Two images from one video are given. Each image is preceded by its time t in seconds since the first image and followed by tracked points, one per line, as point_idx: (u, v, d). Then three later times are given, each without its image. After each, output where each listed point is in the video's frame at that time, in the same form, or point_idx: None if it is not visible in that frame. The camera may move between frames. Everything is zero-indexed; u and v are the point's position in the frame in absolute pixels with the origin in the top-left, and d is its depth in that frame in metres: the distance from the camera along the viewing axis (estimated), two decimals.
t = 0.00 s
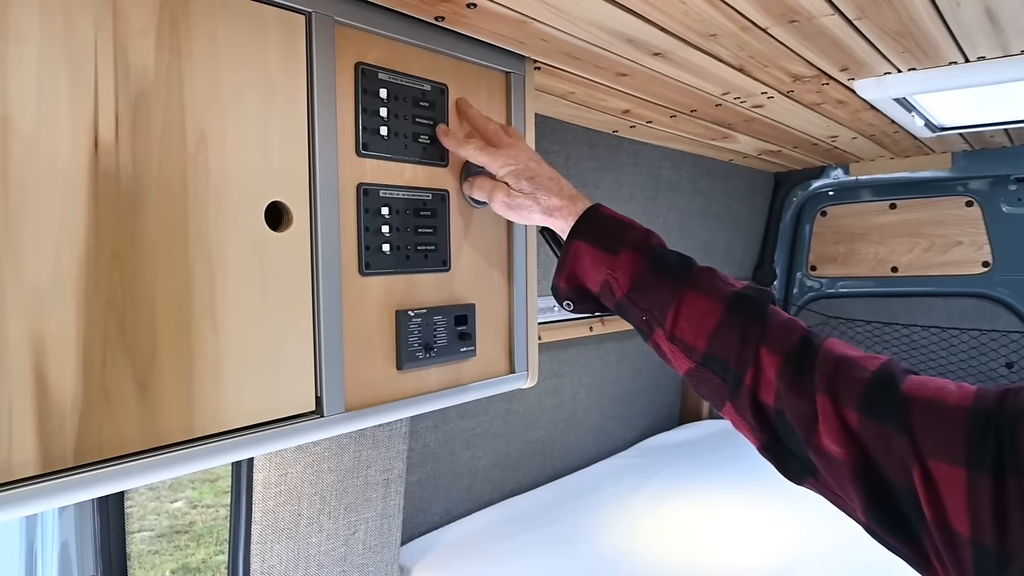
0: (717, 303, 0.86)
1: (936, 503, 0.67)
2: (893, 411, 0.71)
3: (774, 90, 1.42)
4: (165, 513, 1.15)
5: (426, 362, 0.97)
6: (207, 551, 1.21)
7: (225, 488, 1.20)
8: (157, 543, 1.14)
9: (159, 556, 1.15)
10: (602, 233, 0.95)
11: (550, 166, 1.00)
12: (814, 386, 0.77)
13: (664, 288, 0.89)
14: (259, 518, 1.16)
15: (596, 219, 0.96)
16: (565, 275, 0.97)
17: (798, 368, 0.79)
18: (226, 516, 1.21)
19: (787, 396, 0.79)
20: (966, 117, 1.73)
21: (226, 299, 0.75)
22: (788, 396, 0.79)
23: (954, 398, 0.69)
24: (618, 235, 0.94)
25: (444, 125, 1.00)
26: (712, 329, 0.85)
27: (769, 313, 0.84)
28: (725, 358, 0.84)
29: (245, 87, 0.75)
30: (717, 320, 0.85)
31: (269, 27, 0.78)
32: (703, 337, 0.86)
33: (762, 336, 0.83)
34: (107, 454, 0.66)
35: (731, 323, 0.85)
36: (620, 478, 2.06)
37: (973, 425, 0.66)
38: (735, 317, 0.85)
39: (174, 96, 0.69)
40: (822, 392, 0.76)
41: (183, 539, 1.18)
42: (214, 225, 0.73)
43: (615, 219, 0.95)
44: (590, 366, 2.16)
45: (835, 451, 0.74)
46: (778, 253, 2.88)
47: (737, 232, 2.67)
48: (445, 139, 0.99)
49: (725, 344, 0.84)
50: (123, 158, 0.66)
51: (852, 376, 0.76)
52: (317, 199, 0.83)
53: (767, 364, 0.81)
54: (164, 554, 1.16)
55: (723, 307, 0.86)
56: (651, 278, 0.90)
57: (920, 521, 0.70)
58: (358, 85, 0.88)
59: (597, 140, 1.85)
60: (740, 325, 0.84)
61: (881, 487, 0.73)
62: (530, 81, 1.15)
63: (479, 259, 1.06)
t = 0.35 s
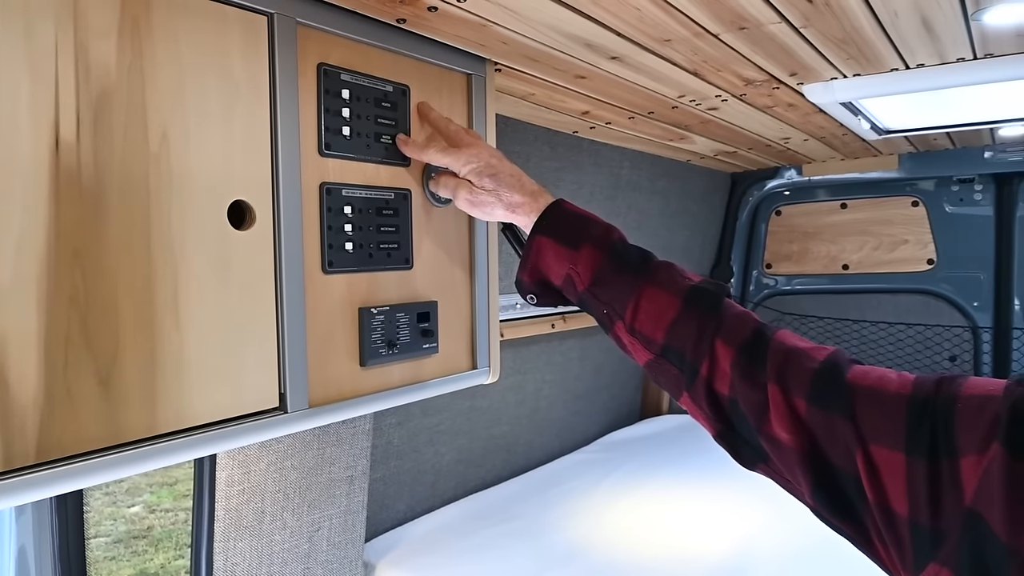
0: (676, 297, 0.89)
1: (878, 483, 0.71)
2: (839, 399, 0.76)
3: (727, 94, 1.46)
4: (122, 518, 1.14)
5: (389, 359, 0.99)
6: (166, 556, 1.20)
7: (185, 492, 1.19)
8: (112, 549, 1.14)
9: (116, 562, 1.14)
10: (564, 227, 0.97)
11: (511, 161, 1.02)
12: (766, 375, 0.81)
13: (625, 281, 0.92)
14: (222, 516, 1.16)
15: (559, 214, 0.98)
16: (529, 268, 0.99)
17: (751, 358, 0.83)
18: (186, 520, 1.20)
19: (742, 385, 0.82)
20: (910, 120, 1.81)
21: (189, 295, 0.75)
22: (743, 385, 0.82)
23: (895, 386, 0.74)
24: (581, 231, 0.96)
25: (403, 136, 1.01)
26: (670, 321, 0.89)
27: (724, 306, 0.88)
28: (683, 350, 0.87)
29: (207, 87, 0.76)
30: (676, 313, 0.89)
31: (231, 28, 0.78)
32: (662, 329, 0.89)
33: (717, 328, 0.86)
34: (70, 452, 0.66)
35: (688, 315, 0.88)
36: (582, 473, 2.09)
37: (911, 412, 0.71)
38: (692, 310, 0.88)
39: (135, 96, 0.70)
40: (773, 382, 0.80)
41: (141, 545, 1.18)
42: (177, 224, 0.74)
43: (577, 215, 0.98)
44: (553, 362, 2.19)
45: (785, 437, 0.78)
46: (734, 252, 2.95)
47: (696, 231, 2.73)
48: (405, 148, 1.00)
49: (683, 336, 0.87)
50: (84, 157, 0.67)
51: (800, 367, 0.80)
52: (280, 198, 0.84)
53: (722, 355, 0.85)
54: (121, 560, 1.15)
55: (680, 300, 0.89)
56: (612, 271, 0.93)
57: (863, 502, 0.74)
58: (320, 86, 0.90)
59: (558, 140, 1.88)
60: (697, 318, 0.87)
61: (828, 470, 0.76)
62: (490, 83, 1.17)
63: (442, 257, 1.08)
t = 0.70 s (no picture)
0: (643, 298, 0.92)
1: (837, 475, 0.74)
2: (799, 395, 0.79)
3: (694, 95, 1.50)
4: (87, 522, 1.12)
5: (363, 356, 1.00)
6: (133, 560, 1.19)
7: (152, 495, 1.18)
8: (77, 553, 1.12)
9: (81, 567, 1.13)
10: (533, 232, 0.99)
11: (481, 169, 1.04)
12: (729, 373, 0.84)
13: (593, 284, 0.94)
14: (194, 515, 1.15)
15: (527, 219, 1.00)
16: (498, 273, 1.02)
17: (715, 357, 0.86)
18: (153, 523, 1.20)
19: (707, 383, 0.85)
20: (870, 122, 1.86)
21: (162, 293, 0.75)
22: (708, 383, 0.85)
23: (851, 382, 0.77)
24: (549, 235, 0.98)
25: (377, 135, 1.02)
26: (637, 322, 0.91)
27: (689, 307, 0.91)
28: (650, 350, 0.90)
29: (179, 86, 0.76)
30: (642, 314, 0.91)
31: (203, 27, 0.79)
32: (629, 331, 0.91)
33: (682, 328, 0.89)
34: (41, 450, 0.66)
35: (654, 316, 0.90)
36: (554, 469, 2.12)
37: (866, 406, 0.74)
38: (658, 311, 0.91)
39: (106, 95, 0.70)
40: (736, 378, 0.83)
41: (106, 549, 1.16)
42: (149, 222, 0.74)
43: (546, 219, 1.00)
44: (525, 360, 2.21)
45: (747, 432, 0.81)
46: (703, 250, 2.99)
47: (665, 229, 2.77)
48: (377, 149, 1.01)
49: (649, 337, 0.90)
50: (55, 155, 0.67)
51: (762, 364, 0.83)
52: (253, 197, 0.85)
53: (688, 354, 0.87)
54: (86, 564, 1.13)
55: (647, 302, 0.92)
56: (580, 275, 0.95)
57: (823, 493, 0.77)
58: (293, 86, 0.90)
59: (529, 139, 1.89)
60: (662, 319, 0.90)
61: (791, 464, 0.79)
62: (462, 83, 1.18)
63: (414, 256, 1.09)
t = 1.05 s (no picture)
0: (615, 304, 0.95)
1: (804, 472, 0.78)
2: (766, 396, 0.82)
3: (667, 98, 1.52)
4: (55, 527, 1.09)
5: (341, 356, 1.01)
6: (102, 564, 1.18)
7: (122, 498, 1.17)
8: (46, 557, 1.09)
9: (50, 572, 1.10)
10: (506, 240, 1.01)
11: (454, 177, 1.04)
12: (700, 376, 0.87)
13: (566, 290, 0.97)
14: (170, 517, 1.16)
15: (501, 226, 1.02)
16: (472, 280, 1.03)
17: (685, 360, 0.89)
18: (124, 527, 1.18)
19: (679, 386, 0.88)
20: (837, 126, 1.91)
21: (140, 295, 0.76)
22: (680, 386, 0.88)
23: (816, 382, 0.80)
24: (522, 242, 1.01)
25: (354, 137, 1.02)
26: (610, 328, 0.94)
27: (660, 311, 0.94)
28: (623, 355, 0.92)
29: (156, 88, 0.77)
30: (614, 319, 0.94)
31: (181, 29, 0.79)
32: (603, 336, 0.94)
33: (654, 332, 0.92)
34: (19, 452, 0.66)
35: (627, 321, 0.93)
36: (531, 467, 2.14)
37: (830, 405, 0.78)
38: (630, 316, 0.93)
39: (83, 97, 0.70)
40: (707, 380, 0.86)
41: (75, 553, 1.14)
42: (127, 224, 0.74)
43: (519, 226, 1.02)
44: (501, 359, 2.22)
45: (718, 434, 0.84)
46: (676, 249, 3.03)
47: (639, 229, 2.80)
48: (353, 152, 1.02)
49: (622, 341, 0.93)
50: (32, 157, 0.67)
51: (731, 366, 0.86)
52: (231, 198, 0.85)
53: (660, 358, 0.90)
54: (56, 568, 1.11)
55: (619, 307, 0.94)
56: (553, 281, 0.98)
57: (790, 490, 0.80)
58: (270, 87, 0.90)
59: (505, 140, 1.91)
60: (634, 324, 0.93)
61: (760, 464, 0.82)
62: (439, 85, 1.19)
63: (392, 257, 1.10)
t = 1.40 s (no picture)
0: (586, 305, 0.98)
1: (767, 465, 0.81)
2: (731, 393, 0.85)
3: (638, 102, 1.55)
4: (20, 532, 1.06)
5: (318, 357, 1.02)
6: (70, 570, 1.15)
7: (90, 502, 1.15)
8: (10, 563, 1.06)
9: None
10: (481, 244, 1.04)
11: (429, 183, 1.06)
12: (669, 374, 0.90)
13: (539, 292, 1.00)
14: (146, 518, 1.16)
15: (475, 230, 1.04)
16: (449, 284, 1.06)
17: (654, 359, 0.92)
18: (91, 531, 1.15)
19: (648, 384, 0.91)
20: (803, 129, 1.96)
21: (118, 297, 0.76)
22: (649, 384, 0.91)
23: (778, 380, 0.84)
24: (496, 246, 1.04)
25: (330, 141, 1.03)
26: (582, 328, 0.97)
27: (631, 313, 0.97)
28: (595, 354, 0.96)
29: (134, 92, 0.77)
30: (586, 320, 0.97)
31: (158, 34, 0.80)
32: (575, 336, 0.97)
33: (624, 332, 0.95)
34: None
35: (598, 322, 0.97)
36: (506, 465, 2.16)
37: (791, 401, 0.81)
38: (602, 317, 0.97)
39: (61, 101, 0.71)
40: (675, 379, 0.89)
41: (42, 560, 1.10)
42: (105, 227, 0.75)
43: (493, 231, 1.05)
44: (476, 358, 2.24)
45: (686, 430, 0.87)
46: (648, 248, 3.08)
47: (612, 230, 2.84)
48: (330, 156, 1.02)
49: (594, 341, 0.96)
50: (10, 161, 0.67)
51: (699, 365, 0.90)
52: (208, 201, 0.86)
53: (630, 358, 0.94)
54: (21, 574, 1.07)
55: (590, 308, 0.97)
56: (527, 284, 1.01)
57: (756, 485, 0.83)
58: (247, 92, 0.91)
59: (479, 142, 1.92)
60: (606, 324, 0.96)
61: (727, 459, 0.85)
62: (414, 89, 1.21)
63: (368, 259, 1.12)
